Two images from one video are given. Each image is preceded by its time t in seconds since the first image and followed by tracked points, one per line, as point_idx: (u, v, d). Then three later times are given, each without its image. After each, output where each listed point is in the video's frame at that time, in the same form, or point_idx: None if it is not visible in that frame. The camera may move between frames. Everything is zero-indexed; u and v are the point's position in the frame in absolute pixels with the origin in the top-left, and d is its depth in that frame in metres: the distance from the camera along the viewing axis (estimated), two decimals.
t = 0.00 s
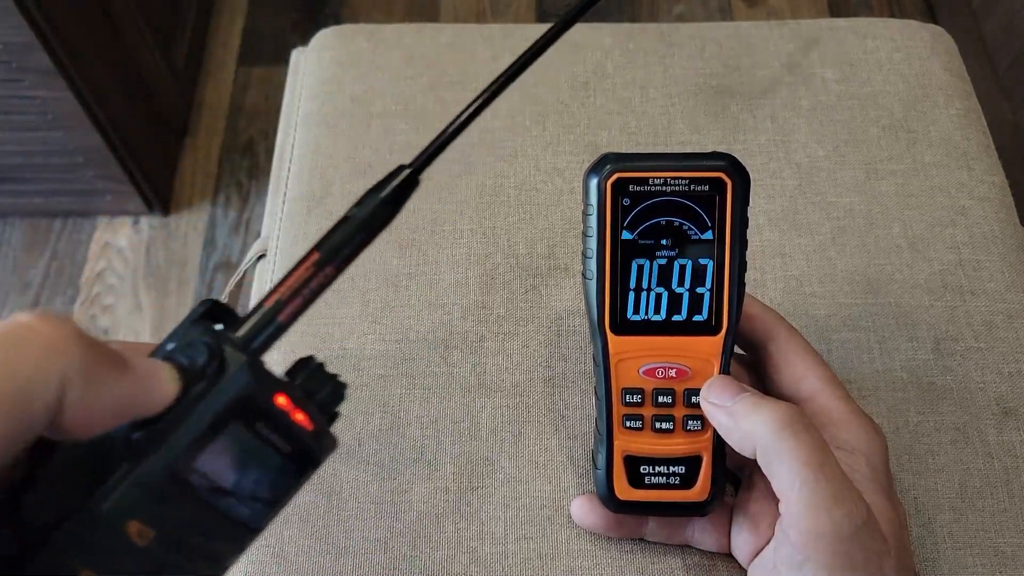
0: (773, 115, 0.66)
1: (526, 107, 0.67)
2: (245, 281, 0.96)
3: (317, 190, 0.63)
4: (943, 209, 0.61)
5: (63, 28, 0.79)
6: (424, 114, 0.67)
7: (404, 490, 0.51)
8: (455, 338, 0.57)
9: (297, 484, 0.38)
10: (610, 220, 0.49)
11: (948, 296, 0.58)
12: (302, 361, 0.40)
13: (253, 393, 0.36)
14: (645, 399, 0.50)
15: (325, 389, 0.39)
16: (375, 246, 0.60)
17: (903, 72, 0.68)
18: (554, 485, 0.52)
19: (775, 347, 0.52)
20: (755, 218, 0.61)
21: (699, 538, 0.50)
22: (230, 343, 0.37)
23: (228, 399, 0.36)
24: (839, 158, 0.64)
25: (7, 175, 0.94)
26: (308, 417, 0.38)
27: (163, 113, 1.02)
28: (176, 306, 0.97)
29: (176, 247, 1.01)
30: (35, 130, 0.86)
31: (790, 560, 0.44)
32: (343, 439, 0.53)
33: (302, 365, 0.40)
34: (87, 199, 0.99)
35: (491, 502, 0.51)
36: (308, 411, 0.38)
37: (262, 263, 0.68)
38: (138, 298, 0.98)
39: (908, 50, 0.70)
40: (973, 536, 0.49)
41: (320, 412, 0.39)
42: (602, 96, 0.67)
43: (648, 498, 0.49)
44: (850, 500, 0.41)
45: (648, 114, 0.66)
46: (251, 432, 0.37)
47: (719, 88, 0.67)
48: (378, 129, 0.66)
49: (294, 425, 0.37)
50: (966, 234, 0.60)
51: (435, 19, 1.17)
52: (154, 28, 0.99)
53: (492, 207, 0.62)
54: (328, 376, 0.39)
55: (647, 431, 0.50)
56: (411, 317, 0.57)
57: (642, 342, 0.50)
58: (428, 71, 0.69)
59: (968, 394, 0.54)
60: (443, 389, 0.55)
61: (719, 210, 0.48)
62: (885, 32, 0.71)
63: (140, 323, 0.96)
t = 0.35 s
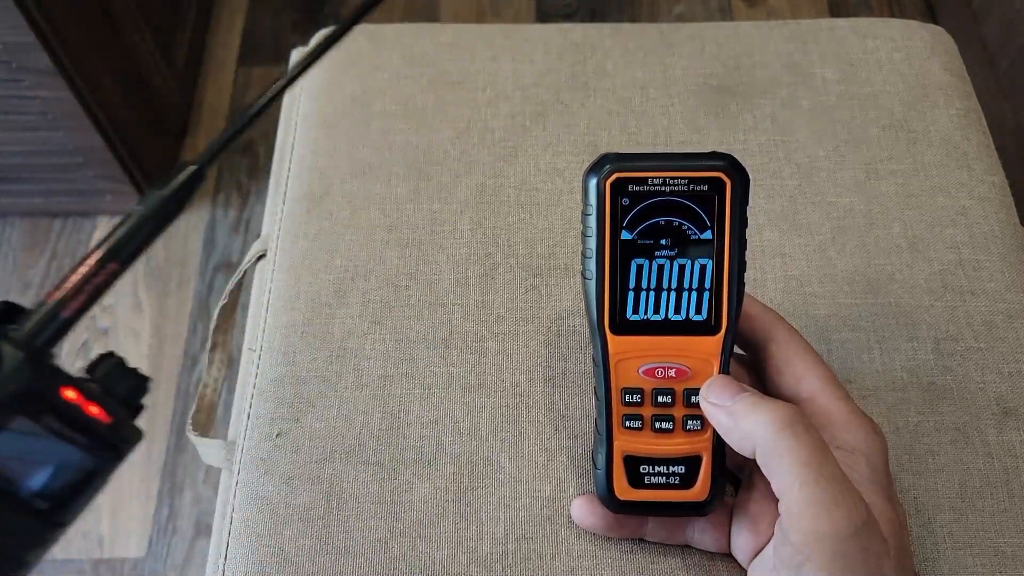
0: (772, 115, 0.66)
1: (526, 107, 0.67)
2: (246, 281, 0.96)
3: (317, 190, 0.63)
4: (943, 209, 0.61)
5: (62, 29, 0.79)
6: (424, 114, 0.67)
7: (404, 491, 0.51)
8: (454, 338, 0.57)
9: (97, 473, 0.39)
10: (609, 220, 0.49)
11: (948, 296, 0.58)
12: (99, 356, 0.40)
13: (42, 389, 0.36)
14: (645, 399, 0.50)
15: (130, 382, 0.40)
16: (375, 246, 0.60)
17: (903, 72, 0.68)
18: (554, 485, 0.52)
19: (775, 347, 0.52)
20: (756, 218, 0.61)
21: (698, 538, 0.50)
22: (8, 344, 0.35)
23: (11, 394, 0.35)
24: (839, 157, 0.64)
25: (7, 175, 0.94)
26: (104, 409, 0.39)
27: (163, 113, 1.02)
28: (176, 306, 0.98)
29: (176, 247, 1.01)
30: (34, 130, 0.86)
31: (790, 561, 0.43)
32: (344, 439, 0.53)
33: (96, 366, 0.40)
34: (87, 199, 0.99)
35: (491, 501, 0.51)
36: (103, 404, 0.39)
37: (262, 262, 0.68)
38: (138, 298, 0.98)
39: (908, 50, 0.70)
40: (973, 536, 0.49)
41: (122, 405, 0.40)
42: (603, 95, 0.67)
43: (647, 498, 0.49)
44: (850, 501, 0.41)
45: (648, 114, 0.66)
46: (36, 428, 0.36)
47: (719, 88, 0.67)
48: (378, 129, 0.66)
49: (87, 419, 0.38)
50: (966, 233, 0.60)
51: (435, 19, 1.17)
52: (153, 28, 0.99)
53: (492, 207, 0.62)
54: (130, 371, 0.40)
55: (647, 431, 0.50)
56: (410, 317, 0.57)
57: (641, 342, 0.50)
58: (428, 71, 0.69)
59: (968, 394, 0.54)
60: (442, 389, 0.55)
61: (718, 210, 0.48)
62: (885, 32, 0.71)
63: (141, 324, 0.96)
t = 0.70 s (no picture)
0: (772, 115, 0.66)
1: (526, 107, 0.67)
2: (246, 281, 0.96)
3: (317, 190, 0.63)
4: (943, 209, 0.61)
5: (62, 30, 0.79)
6: (424, 114, 0.67)
7: (404, 491, 0.51)
8: (454, 338, 0.57)
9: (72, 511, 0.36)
10: (608, 220, 0.49)
11: (948, 296, 0.58)
12: (85, 391, 0.39)
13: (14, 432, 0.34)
14: (644, 399, 0.50)
15: (107, 417, 0.38)
16: (375, 246, 0.60)
17: (903, 72, 0.68)
18: (554, 485, 0.52)
19: (774, 347, 0.52)
20: (756, 218, 0.61)
21: (698, 538, 0.50)
22: None
23: None
24: (839, 157, 0.64)
25: (7, 174, 0.94)
26: (83, 447, 0.36)
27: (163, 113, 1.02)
28: (176, 307, 0.98)
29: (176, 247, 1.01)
30: (34, 130, 0.86)
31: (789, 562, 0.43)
32: (344, 438, 0.53)
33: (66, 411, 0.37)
34: (87, 199, 0.99)
35: (490, 501, 0.51)
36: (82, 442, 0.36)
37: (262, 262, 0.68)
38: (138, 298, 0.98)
39: (908, 50, 0.70)
40: (973, 536, 0.49)
41: (100, 443, 0.37)
42: (603, 96, 0.67)
43: (647, 498, 0.49)
44: (850, 501, 0.41)
45: (648, 114, 0.66)
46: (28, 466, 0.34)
47: (719, 88, 0.67)
48: (377, 129, 0.66)
49: (67, 459, 0.35)
50: (966, 234, 0.60)
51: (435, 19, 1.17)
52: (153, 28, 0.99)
53: (493, 207, 0.62)
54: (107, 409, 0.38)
55: (646, 430, 0.50)
56: (410, 317, 0.57)
57: (640, 342, 0.50)
58: (428, 71, 0.69)
59: (968, 395, 0.54)
60: (442, 389, 0.55)
61: (716, 210, 0.48)
62: (885, 32, 0.71)
63: (140, 324, 0.96)
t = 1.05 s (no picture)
0: (773, 115, 0.66)
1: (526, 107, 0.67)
2: (246, 281, 0.96)
3: (317, 190, 0.63)
4: (943, 209, 0.61)
5: (63, 30, 0.79)
6: (424, 114, 0.67)
7: (404, 490, 0.51)
8: (455, 339, 0.57)
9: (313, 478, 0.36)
10: (605, 221, 0.49)
11: (948, 296, 0.58)
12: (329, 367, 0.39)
13: (292, 395, 0.35)
14: (642, 400, 0.50)
15: (349, 390, 0.38)
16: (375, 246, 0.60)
17: (903, 72, 0.68)
18: (554, 485, 0.52)
19: (772, 348, 0.52)
20: (755, 218, 0.61)
21: (698, 538, 0.50)
22: (275, 353, 0.36)
23: (269, 400, 0.34)
24: (839, 157, 0.64)
25: (7, 175, 0.94)
26: (334, 419, 0.36)
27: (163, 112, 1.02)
28: (176, 307, 0.98)
29: (176, 247, 1.01)
30: (34, 130, 0.86)
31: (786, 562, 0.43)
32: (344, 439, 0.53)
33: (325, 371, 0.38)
34: (87, 199, 0.99)
35: (490, 501, 0.51)
36: (335, 414, 0.36)
37: (262, 262, 0.68)
38: (138, 298, 0.98)
39: (908, 50, 0.70)
40: (973, 536, 0.49)
41: (344, 414, 0.37)
42: (603, 96, 0.67)
43: (646, 498, 0.49)
44: (847, 501, 0.41)
45: (648, 114, 0.66)
46: (284, 433, 0.35)
47: (718, 88, 0.67)
48: (378, 129, 0.66)
49: (319, 429, 0.36)
50: (966, 234, 0.60)
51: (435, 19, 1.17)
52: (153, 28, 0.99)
53: (492, 207, 0.62)
54: (350, 380, 0.38)
55: (645, 432, 0.50)
56: (410, 316, 0.57)
57: (638, 343, 0.50)
58: (428, 71, 0.69)
59: (967, 395, 0.54)
60: (442, 388, 0.55)
61: (713, 210, 0.48)
62: (885, 32, 0.71)
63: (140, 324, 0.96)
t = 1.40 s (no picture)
0: (772, 115, 0.66)
1: (526, 107, 0.67)
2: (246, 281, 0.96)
3: (317, 191, 0.63)
4: (943, 209, 0.61)
5: (63, 30, 0.79)
6: (424, 114, 0.67)
7: (404, 491, 0.51)
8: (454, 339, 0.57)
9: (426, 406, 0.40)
10: (594, 228, 0.48)
11: (948, 296, 0.58)
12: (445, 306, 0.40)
13: (424, 323, 0.37)
14: (636, 406, 0.50)
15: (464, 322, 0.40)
16: (375, 247, 0.60)
17: (903, 72, 0.68)
18: (554, 485, 0.52)
19: (769, 350, 0.52)
20: (755, 219, 0.61)
21: (698, 539, 0.50)
22: (409, 286, 0.38)
23: (406, 328, 0.37)
24: (839, 158, 0.64)
25: (7, 175, 0.94)
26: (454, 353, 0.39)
27: (163, 112, 1.02)
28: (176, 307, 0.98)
29: (176, 247, 1.01)
30: (35, 130, 0.86)
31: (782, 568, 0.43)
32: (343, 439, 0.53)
33: (441, 308, 0.40)
34: (87, 199, 0.99)
35: (490, 501, 0.51)
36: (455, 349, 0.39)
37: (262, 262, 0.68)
38: (138, 298, 0.98)
39: (908, 50, 0.70)
40: (973, 536, 0.49)
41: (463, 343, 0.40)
42: (603, 96, 0.67)
43: (643, 502, 0.49)
44: (843, 509, 0.41)
45: (648, 114, 0.66)
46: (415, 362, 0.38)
47: (718, 88, 0.67)
48: (378, 129, 0.66)
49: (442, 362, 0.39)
50: (966, 234, 0.60)
51: (435, 18, 1.17)
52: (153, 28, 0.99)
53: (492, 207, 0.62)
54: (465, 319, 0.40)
55: (640, 437, 0.50)
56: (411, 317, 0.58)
57: (630, 349, 0.50)
58: (428, 71, 0.69)
59: (967, 395, 0.54)
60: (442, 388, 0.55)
61: (704, 214, 0.48)
62: (885, 32, 0.71)
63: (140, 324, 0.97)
